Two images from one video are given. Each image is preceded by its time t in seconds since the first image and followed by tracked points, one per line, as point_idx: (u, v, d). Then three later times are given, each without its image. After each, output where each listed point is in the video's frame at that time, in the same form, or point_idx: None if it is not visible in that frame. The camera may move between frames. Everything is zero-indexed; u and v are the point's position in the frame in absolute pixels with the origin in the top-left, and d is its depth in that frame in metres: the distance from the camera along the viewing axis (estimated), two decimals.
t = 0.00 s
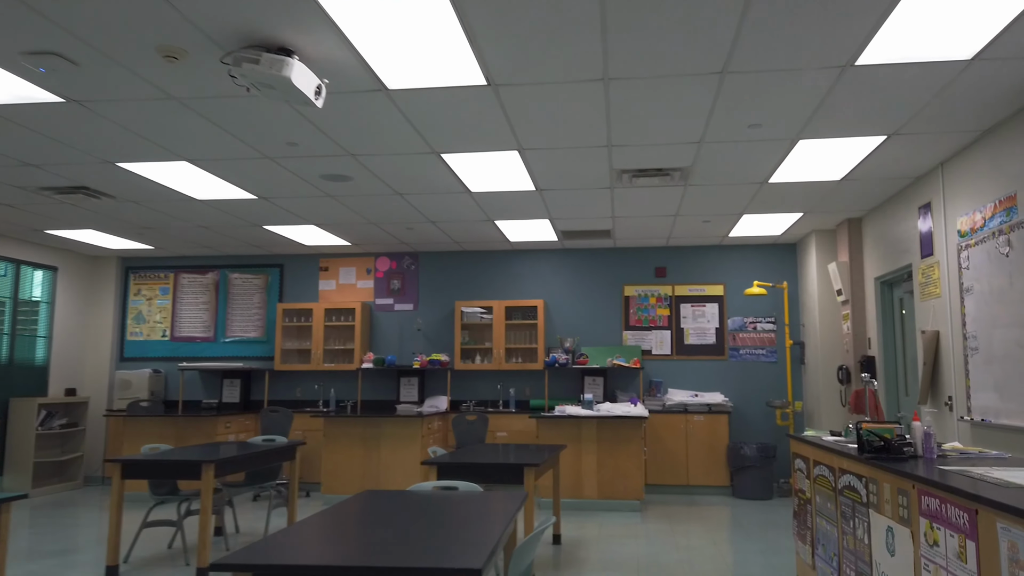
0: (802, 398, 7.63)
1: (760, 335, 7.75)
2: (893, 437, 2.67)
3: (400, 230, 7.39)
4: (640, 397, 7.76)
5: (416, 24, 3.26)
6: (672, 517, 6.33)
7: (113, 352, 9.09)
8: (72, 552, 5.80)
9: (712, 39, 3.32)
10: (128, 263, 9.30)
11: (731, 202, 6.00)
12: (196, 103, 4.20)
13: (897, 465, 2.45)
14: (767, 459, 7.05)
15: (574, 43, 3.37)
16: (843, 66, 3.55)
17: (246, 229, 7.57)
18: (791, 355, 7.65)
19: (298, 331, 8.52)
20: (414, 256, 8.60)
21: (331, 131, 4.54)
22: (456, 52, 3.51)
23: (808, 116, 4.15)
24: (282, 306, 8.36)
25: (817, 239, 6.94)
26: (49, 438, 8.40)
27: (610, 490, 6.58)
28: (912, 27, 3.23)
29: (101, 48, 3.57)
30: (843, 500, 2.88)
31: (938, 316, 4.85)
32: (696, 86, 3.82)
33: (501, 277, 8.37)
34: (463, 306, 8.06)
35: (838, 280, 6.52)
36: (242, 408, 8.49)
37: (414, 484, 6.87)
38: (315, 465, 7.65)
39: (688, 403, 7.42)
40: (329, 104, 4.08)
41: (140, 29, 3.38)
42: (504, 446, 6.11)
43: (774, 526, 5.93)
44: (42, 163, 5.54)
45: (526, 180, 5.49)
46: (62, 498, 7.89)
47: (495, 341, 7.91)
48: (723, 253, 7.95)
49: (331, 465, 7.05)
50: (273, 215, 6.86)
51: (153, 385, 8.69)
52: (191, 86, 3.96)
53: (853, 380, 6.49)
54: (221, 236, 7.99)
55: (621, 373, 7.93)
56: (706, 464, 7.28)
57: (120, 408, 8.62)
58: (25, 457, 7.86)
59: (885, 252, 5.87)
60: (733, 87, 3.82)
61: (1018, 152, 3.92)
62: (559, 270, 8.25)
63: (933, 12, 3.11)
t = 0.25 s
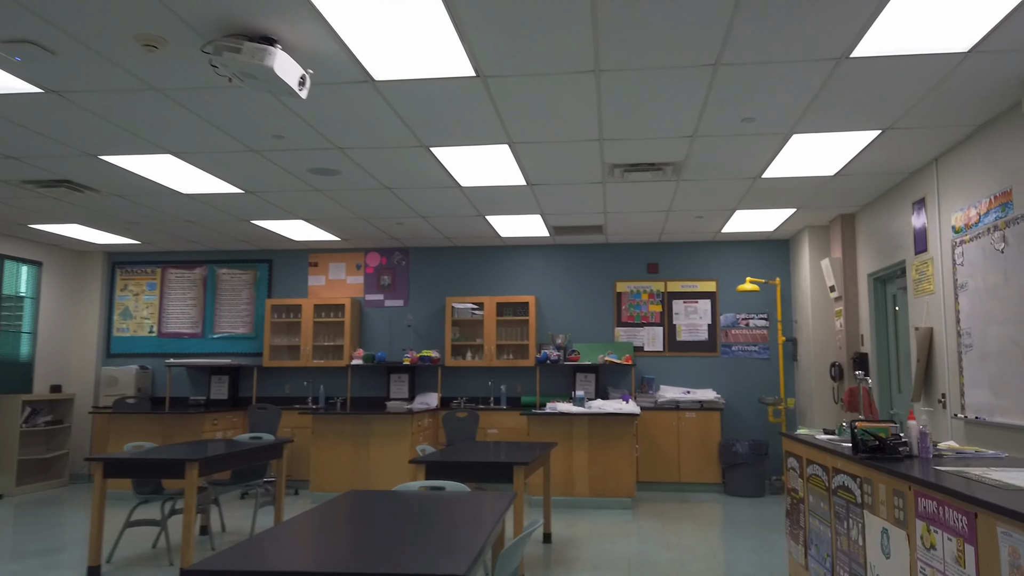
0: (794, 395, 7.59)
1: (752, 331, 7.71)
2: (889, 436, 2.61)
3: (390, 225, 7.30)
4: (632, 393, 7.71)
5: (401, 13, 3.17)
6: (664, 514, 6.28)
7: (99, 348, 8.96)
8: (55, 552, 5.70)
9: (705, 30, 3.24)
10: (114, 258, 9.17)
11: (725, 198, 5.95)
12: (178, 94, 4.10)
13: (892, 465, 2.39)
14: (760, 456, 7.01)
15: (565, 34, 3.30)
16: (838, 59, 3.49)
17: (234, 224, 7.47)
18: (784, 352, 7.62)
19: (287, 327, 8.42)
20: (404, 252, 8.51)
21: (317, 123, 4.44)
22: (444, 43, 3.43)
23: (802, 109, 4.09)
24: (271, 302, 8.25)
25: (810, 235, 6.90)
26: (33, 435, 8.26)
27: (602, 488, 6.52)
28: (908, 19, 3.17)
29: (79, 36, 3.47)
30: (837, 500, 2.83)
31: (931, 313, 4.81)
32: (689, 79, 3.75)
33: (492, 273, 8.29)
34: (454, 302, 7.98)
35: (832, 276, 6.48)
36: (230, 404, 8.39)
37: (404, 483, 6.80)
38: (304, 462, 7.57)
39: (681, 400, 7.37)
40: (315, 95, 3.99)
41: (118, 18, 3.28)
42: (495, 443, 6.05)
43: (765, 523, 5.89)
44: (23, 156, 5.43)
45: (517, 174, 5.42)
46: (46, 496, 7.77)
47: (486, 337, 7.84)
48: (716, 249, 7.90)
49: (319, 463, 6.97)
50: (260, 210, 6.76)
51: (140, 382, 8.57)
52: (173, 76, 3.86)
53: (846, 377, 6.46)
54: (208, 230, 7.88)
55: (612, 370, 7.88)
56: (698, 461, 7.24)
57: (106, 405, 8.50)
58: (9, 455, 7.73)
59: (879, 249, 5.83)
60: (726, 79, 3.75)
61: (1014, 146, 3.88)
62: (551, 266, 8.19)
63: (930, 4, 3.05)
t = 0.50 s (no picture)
0: (785, 392, 7.56)
1: (743, 328, 7.67)
2: (881, 436, 2.55)
3: (379, 220, 7.20)
4: (623, 390, 7.65)
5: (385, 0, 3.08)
6: (654, 512, 6.23)
7: (84, 345, 8.83)
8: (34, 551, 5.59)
9: (696, 21, 3.17)
10: (99, 253, 9.03)
11: (716, 193, 5.89)
12: (158, 84, 4.00)
13: (885, 465, 2.34)
14: (751, 454, 6.98)
15: (553, 25, 3.22)
16: (832, 51, 3.43)
17: (220, 218, 7.35)
18: (775, 349, 7.58)
19: (275, 323, 8.32)
20: (393, 248, 8.42)
21: (301, 115, 4.35)
22: (430, 33, 3.34)
23: (794, 103, 4.03)
24: (258, 298, 8.15)
25: (802, 231, 6.86)
26: (15, 433, 8.12)
27: (591, 486, 6.47)
28: (903, 11, 3.11)
29: (53, 24, 3.36)
30: (828, 501, 2.78)
31: (924, 310, 4.77)
32: (680, 71, 3.68)
33: (482, 269, 8.22)
34: (444, 298, 7.90)
35: (823, 273, 6.44)
36: (217, 402, 8.28)
37: (391, 481, 6.72)
38: (291, 460, 7.48)
39: (672, 397, 7.32)
40: (299, 86, 3.89)
41: (92, 5, 3.17)
42: (484, 441, 5.98)
43: (756, 521, 5.85)
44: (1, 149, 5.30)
45: (506, 169, 5.34)
46: (28, 495, 7.64)
47: (476, 334, 7.77)
48: (707, 246, 7.85)
49: (306, 460, 6.88)
50: (247, 205, 6.66)
51: (126, 378, 8.45)
52: (152, 65, 3.76)
53: (837, 374, 6.42)
54: (194, 225, 7.76)
55: (603, 367, 7.82)
56: (689, 459, 7.20)
57: (90, 402, 8.37)
58: None
59: (871, 245, 5.79)
60: (717, 72, 3.69)
61: (1009, 141, 3.83)
62: (541, 263, 8.12)
63: None
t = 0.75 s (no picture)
0: (775, 388, 7.52)
1: (734, 324, 7.63)
2: (872, 432, 2.50)
3: (365, 215, 7.10)
4: (612, 387, 7.60)
5: None
6: (643, 510, 6.17)
7: (66, 340, 8.68)
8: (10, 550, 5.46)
9: (685, 10, 3.10)
10: (82, 248, 8.87)
11: (706, 188, 5.83)
12: (134, 72, 3.88)
13: (876, 463, 2.27)
14: (740, 450, 6.93)
15: (539, 12, 3.14)
16: (823, 41, 3.36)
17: (204, 212, 7.23)
18: (765, 345, 7.53)
19: (261, 319, 8.20)
20: (381, 243, 8.32)
21: (283, 105, 4.24)
22: (413, 20, 3.25)
23: (785, 95, 3.97)
24: (243, 293, 8.03)
25: (793, 226, 6.81)
26: None
27: (580, 483, 6.40)
28: None
29: (23, 8, 3.24)
30: (818, 499, 2.71)
31: (915, 305, 4.72)
32: (669, 61, 3.61)
33: (471, 264, 8.13)
34: (432, 293, 7.81)
35: (814, 268, 6.40)
36: (201, 398, 8.15)
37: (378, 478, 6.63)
38: (276, 457, 7.37)
39: (661, 393, 7.27)
40: (279, 74, 3.79)
41: None
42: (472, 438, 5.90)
43: (746, 518, 5.80)
44: None
45: (494, 162, 5.25)
46: (8, 494, 7.50)
47: (465, 330, 7.68)
48: (697, 241, 7.80)
49: (291, 458, 6.78)
50: (230, 198, 6.54)
51: (109, 375, 8.32)
52: (126, 52, 3.64)
53: (828, 371, 6.38)
54: (178, 219, 7.64)
55: (593, 363, 7.76)
56: (678, 455, 7.15)
57: (73, 398, 8.23)
58: None
59: (862, 240, 5.74)
60: (707, 62, 3.62)
61: (1002, 134, 3.78)
62: (531, 258, 8.04)
63: None
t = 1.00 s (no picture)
0: (765, 384, 7.48)
1: (723, 319, 7.57)
2: (863, 428, 2.42)
3: (351, 208, 6.98)
4: (601, 383, 7.53)
5: None
6: (632, 507, 6.11)
7: (46, 336, 8.50)
8: None
9: None
10: (62, 242, 8.69)
11: (695, 181, 5.76)
12: (107, 58, 3.76)
13: (868, 459, 2.20)
14: (730, 446, 6.88)
15: None
16: (813, 28, 3.28)
17: (185, 205, 7.08)
18: (755, 340, 7.48)
19: (245, 314, 8.07)
20: (367, 237, 8.21)
21: (261, 92, 4.13)
22: (393, 4, 3.15)
23: (775, 84, 3.89)
24: (227, 288, 7.89)
25: (783, 221, 6.76)
26: None
27: (568, 480, 6.33)
28: None
29: None
30: (807, 495, 2.64)
31: (905, 300, 4.67)
32: (657, 48, 3.52)
33: (458, 259, 8.04)
34: (419, 288, 7.71)
35: (804, 263, 6.35)
36: (184, 394, 8.02)
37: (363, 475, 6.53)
38: (260, 454, 7.25)
39: (650, 389, 7.21)
40: (256, 59, 3.68)
41: None
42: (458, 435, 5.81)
43: (735, 515, 5.74)
44: None
45: (480, 153, 5.16)
46: None
47: (452, 325, 7.59)
48: (687, 236, 7.74)
49: (275, 455, 6.66)
50: (212, 190, 6.41)
51: (90, 370, 8.14)
52: (98, 36, 3.52)
53: (817, 366, 6.33)
54: (159, 213, 7.49)
55: (581, 359, 7.69)
56: (667, 451, 7.09)
57: (52, 394, 8.05)
58: None
59: (852, 235, 5.69)
60: (695, 50, 3.53)
61: (994, 125, 3.73)
62: (519, 253, 7.96)
63: None
